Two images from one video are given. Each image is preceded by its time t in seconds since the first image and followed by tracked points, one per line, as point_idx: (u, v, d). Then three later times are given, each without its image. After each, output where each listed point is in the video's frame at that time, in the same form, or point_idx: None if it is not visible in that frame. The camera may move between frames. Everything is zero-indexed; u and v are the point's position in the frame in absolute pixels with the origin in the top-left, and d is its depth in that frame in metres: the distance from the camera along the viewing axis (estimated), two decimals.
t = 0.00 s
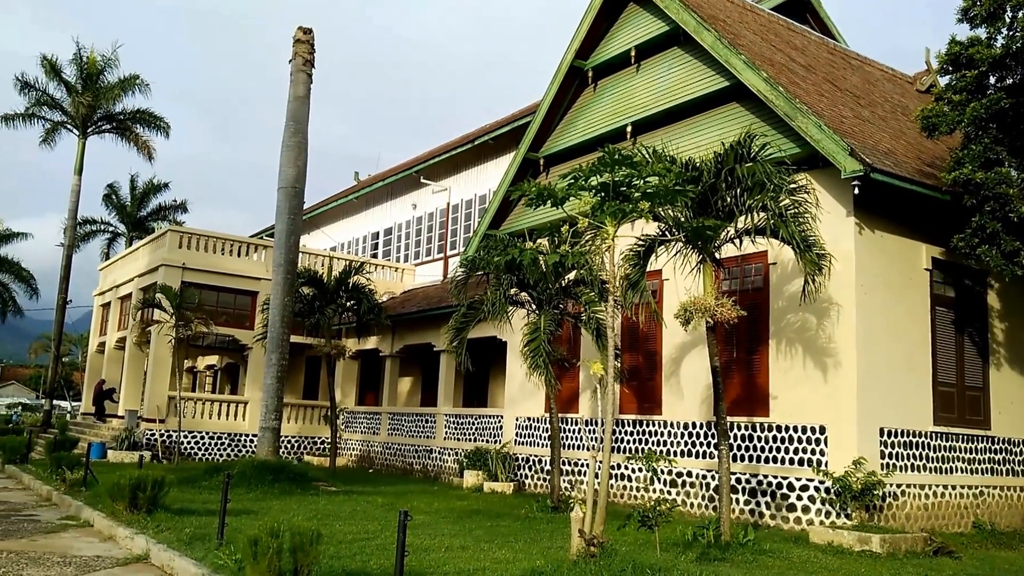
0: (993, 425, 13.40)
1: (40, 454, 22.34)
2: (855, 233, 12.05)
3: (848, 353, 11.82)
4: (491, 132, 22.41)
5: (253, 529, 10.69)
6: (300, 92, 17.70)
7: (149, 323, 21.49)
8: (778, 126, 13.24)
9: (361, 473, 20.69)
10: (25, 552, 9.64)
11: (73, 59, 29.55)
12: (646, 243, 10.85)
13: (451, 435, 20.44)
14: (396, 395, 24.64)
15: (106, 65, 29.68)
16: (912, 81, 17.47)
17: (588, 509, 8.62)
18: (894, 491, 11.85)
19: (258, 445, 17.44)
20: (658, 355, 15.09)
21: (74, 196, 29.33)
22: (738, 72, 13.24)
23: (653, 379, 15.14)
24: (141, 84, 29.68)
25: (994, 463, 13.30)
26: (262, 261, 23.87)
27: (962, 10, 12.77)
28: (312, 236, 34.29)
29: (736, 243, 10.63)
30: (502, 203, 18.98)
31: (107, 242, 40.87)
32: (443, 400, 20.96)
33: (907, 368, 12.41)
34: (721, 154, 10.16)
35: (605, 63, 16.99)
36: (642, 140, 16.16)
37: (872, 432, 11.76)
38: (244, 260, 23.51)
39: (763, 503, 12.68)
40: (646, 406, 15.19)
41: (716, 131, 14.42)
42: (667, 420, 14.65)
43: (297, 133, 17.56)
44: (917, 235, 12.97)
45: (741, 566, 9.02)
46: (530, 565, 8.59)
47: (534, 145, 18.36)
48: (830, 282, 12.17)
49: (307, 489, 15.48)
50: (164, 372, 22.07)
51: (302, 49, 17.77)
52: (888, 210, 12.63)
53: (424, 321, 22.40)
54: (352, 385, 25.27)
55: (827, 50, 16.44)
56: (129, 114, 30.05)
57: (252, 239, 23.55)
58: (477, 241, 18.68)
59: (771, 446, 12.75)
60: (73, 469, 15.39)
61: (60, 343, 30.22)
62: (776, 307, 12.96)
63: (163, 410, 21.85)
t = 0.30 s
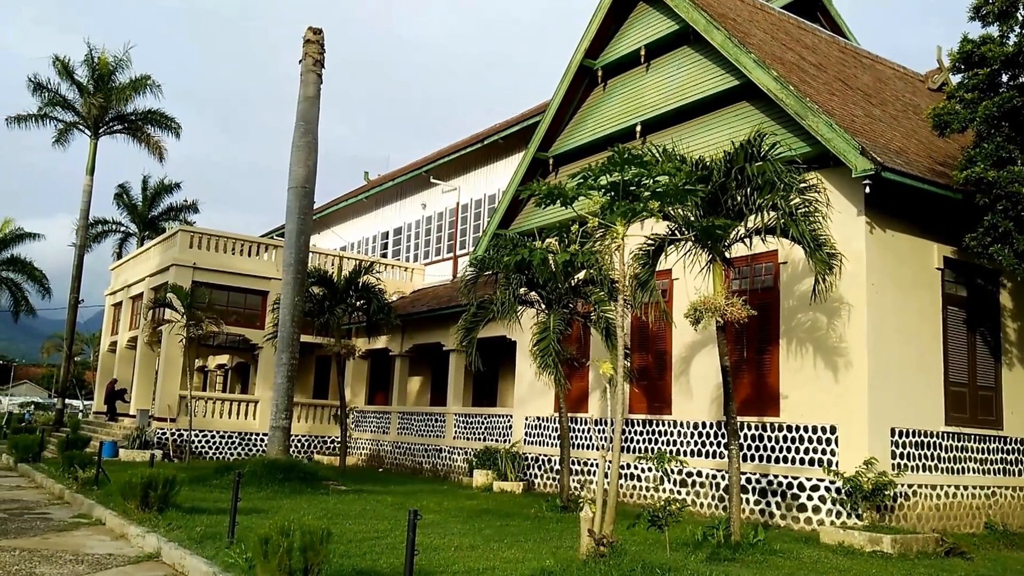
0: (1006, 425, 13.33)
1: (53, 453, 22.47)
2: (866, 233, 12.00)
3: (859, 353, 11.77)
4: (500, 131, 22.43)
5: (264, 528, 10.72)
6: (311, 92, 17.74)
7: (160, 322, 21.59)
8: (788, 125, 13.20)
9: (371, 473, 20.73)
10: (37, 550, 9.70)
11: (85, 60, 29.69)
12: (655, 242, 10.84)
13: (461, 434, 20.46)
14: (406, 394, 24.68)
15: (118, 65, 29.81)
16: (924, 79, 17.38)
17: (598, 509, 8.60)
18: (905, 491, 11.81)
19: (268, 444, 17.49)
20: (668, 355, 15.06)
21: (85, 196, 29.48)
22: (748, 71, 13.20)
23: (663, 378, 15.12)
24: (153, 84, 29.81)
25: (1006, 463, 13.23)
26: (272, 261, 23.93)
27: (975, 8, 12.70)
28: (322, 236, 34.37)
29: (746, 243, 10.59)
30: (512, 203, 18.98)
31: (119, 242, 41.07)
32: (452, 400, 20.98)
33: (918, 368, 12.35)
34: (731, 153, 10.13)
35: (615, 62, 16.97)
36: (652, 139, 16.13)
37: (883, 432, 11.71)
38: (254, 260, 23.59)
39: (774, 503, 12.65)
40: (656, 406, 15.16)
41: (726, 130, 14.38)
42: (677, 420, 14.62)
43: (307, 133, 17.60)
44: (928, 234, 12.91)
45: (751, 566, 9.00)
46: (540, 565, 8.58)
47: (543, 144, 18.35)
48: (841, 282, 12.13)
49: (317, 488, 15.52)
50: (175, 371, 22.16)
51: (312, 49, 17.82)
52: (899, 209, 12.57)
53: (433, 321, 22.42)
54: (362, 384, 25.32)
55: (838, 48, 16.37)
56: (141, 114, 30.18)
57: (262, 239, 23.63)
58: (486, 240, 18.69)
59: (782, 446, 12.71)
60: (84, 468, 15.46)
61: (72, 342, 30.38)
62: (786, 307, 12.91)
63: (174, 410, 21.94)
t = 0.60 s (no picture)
0: (1018, 427, 13.24)
1: (64, 452, 22.58)
2: (877, 232, 11.94)
3: (870, 354, 11.71)
4: (509, 132, 22.44)
5: (273, 527, 10.75)
6: (320, 93, 17.78)
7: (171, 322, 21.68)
8: (799, 124, 13.15)
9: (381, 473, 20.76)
10: (49, 548, 9.76)
11: (97, 62, 29.83)
12: (665, 242, 10.82)
13: (470, 434, 20.46)
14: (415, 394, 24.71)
15: (129, 66, 29.94)
16: (935, 78, 17.30)
17: (608, 509, 8.58)
18: (916, 492, 11.75)
19: (278, 444, 17.54)
20: (678, 355, 15.02)
21: (97, 197, 29.63)
22: (758, 70, 13.15)
23: (673, 378, 15.08)
24: (163, 86, 29.93)
25: (1018, 464, 13.14)
26: (282, 261, 23.99)
27: (987, 6, 12.61)
28: (331, 236, 34.44)
29: (756, 243, 10.54)
30: (521, 203, 18.98)
31: (130, 242, 41.25)
32: (461, 400, 20.99)
33: (930, 368, 12.28)
34: (741, 152, 10.12)
35: (625, 62, 16.95)
36: (662, 139, 16.09)
37: (895, 433, 11.65)
38: (265, 260, 23.65)
39: (784, 503, 12.60)
40: (667, 406, 15.13)
41: (736, 130, 14.34)
42: (687, 420, 14.58)
43: (317, 134, 17.65)
44: (940, 234, 12.83)
45: (762, 567, 8.98)
46: (549, 565, 8.58)
47: (553, 144, 18.34)
48: (852, 282, 12.07)
49: (327, 487, 15.54)
50: (185, 371, 22.24)
51: (322, 50, 17.86)
52: (911, 208, 12.50)
53: (442, 321, 22.44)
54: (371, 384, 25.36)
55: (849, 47, 16.31)
56: (151, 115, 30.30)
57: (272, 239, 23.69)
58: (495, 240, 18.68)
59: (793, 446, 12.66)
60: (96, 467, 15.52)
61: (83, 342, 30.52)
62: (797, 307, 12.85)
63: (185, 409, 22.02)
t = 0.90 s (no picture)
0: None
1: (75, 451, 22.69)
2: (887, 232, 11.89)
3: (880, 354, 11.67)
4: (517, 131, 22.44)
5: (282, 527, 10.79)
6: (328, 93, 17.81)
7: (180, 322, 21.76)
8: (807, 123, 13.11)
9: (389, 472, 20.79)
10: (60, 547, 9.81)
11: (107, 63, 29.95)
12: (673, 242, 10.81)
13: (478, 434, 20.46)
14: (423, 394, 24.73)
15: (139, 67, 30.06)
16: (945, 76, 17.22)
17: (616, 509, 8.57)
18: (926, 493, 11.70)
19: (287, 444, 17.58)
20: (686, 355, 15.00)
21: (107, 197, 29.76)
22: (767, 69, 13.13)
23: (681, 378, 15.06)
24: (173, 86, 30.04)
25: None
26: (291, 261, 24.05)
27: (998, 5, 12.55)
28: (340, 236, 34.50)
29: (764, 242, 10.56)
30: (529, 202, 18.97)
31: (140, 242, 41.41)
32: (469, 400, 21.00)
33: (940, 369, 12.23)
34: (749, 151, 10.11)
35: (633, 61, 16.93)
36: (670, 138, 16.06)
37: (904, 433, 11.61)
38: (273, 261, 23.72)
39: (793, 504, 12.57)
40: (675, 406, 15.11)
41: (745, 129, 14.30)
42: (695, 420, 14.55)
43: (325, 134, 17.69)
44: (950, 234, 12.78)
45: (771, 567, 8.95)
46: (557, 565, 8.57)
47: (560, 144, 18.33)
48: (861, 282, 12.03)
49: (335, 487, 15.57)
50: (194, 371, 22.31)
51: (330, 50, 17.90)
52: (921, 207, 12.44)
53: (450, 321, 22.45)
54: (379, 384, 25.39)
55: (858, 46, 16.25)
56: (161, 116, 30.41)
57: (281, 239, 23.75)
58: (503, 240, 18.68)
59: (801, 446, 12.63)
60: (106, 466, 15.59)
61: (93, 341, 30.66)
62: (806, 306, 12.82)
63: (194, 408, 22.10)
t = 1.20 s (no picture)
0: None
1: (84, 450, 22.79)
2: (895, 231, 11.85)
3: (888, 354, 11.63)
4: (524, 131, 22.44)
5: (289, 525, 10.81)
6: (336, 93, 17.84)
7: (189, 322, 21.83)
8: (815, 122, 13.08)
9: (396, 472, 20.82)
10: (69, 546, 9.85)
11: (115, 64, 30.05)
12: (680, 241, 10.80)
13: (485, 434, 20.47)
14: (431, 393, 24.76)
15: (147, 68, 30.16)
16: (954, 75, 17.15)
17: (623, 509, 8.55)
18: (935, 494, 11.65)
19: (295, 443, 17.61)
20: (693, 354, 14.98)
21: (115, 197, 29.88)
22: (774, 68, 13.10)
23: (688, 378, 15.04)
24: (181, 87, 30.13)
25: None
26: (298, 261, 24.10)
27: (1007, 3, 12.50)
28: (347, 236, 34.56)
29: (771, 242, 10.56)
30: (536, 202, 18.97)
31: (149, 242, 41.56)
32: (476, 399, 21.01)
33: (949, 369, 12.18)
34: (757, 151, 10.10)
35: (640, 61, 16.91)
36: (677, 138, 16.04)
37: (913, 433, 11.57)
38: (281, 261, 23.77)
39: (801, 504, 12.54)
40: (682, 406, 15.09)
41: (752, 129, 14.27)
42: (702, 420, 14.53)
43: (332, 134, 17.71)
44: (959, 233, 12.73)
45: (778, 567, 8.94)
46: (564, 565, 8.57)
47: (568, 143, 18.32)
48: (870, 282, 11.99)
49: (343, 486, 15.60)
50: (202, 371, 22.37)
51: (337, 51, 17.93)
52: (929, 207, 12.40)
53: (458, 321, 22.46)
54: (387, 384, 25.42)
55: (867, 45, 16.19)
56: (169, 116, 30.50)
57: (289, 239, 23.80)
58: (510, 240, 18.68)
59: (809, 447, 12.60)
60: (115, 465, 15.64)
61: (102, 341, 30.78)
62: (814, 306, 12.78)
63: (202, 408, 22.16)
